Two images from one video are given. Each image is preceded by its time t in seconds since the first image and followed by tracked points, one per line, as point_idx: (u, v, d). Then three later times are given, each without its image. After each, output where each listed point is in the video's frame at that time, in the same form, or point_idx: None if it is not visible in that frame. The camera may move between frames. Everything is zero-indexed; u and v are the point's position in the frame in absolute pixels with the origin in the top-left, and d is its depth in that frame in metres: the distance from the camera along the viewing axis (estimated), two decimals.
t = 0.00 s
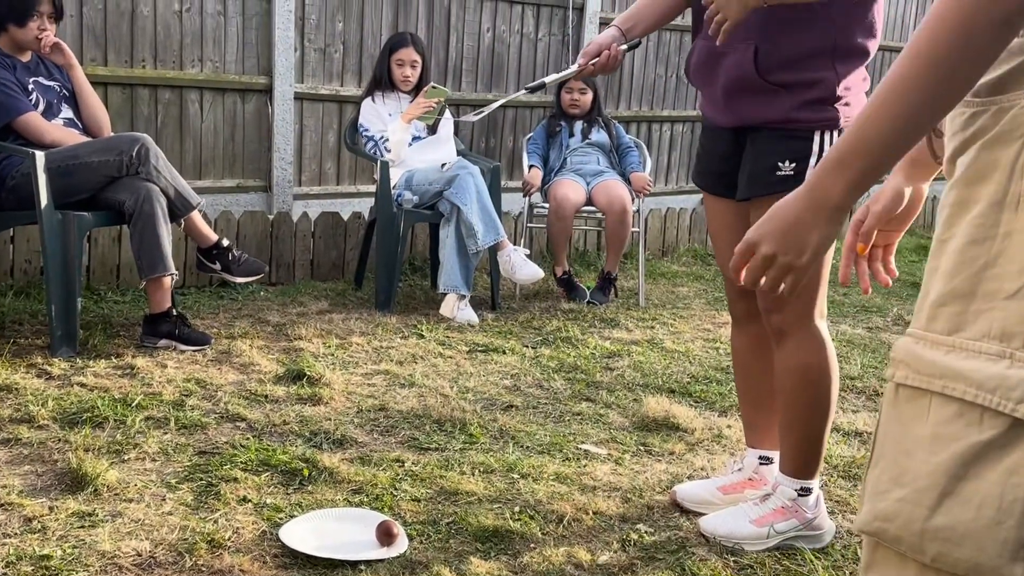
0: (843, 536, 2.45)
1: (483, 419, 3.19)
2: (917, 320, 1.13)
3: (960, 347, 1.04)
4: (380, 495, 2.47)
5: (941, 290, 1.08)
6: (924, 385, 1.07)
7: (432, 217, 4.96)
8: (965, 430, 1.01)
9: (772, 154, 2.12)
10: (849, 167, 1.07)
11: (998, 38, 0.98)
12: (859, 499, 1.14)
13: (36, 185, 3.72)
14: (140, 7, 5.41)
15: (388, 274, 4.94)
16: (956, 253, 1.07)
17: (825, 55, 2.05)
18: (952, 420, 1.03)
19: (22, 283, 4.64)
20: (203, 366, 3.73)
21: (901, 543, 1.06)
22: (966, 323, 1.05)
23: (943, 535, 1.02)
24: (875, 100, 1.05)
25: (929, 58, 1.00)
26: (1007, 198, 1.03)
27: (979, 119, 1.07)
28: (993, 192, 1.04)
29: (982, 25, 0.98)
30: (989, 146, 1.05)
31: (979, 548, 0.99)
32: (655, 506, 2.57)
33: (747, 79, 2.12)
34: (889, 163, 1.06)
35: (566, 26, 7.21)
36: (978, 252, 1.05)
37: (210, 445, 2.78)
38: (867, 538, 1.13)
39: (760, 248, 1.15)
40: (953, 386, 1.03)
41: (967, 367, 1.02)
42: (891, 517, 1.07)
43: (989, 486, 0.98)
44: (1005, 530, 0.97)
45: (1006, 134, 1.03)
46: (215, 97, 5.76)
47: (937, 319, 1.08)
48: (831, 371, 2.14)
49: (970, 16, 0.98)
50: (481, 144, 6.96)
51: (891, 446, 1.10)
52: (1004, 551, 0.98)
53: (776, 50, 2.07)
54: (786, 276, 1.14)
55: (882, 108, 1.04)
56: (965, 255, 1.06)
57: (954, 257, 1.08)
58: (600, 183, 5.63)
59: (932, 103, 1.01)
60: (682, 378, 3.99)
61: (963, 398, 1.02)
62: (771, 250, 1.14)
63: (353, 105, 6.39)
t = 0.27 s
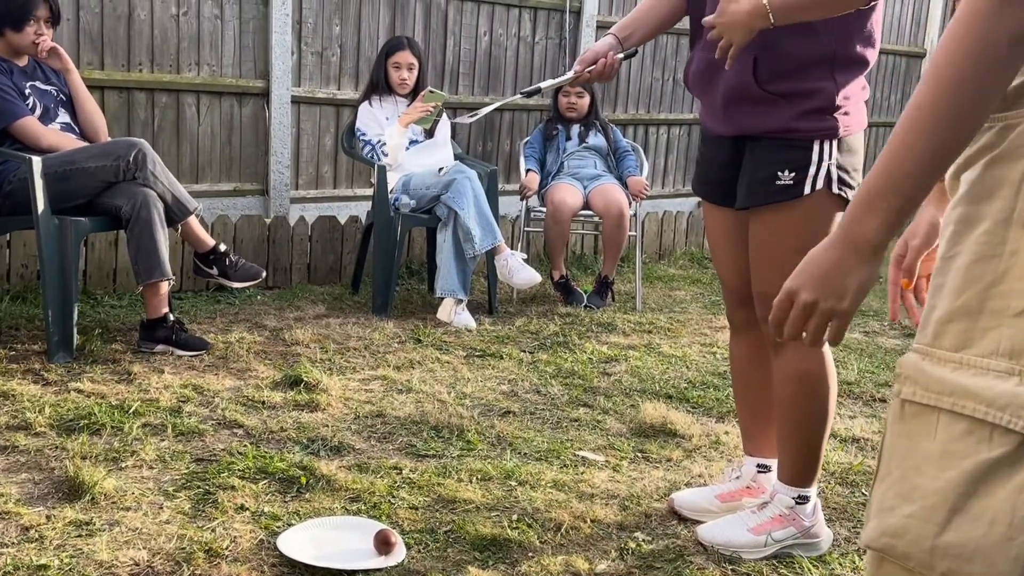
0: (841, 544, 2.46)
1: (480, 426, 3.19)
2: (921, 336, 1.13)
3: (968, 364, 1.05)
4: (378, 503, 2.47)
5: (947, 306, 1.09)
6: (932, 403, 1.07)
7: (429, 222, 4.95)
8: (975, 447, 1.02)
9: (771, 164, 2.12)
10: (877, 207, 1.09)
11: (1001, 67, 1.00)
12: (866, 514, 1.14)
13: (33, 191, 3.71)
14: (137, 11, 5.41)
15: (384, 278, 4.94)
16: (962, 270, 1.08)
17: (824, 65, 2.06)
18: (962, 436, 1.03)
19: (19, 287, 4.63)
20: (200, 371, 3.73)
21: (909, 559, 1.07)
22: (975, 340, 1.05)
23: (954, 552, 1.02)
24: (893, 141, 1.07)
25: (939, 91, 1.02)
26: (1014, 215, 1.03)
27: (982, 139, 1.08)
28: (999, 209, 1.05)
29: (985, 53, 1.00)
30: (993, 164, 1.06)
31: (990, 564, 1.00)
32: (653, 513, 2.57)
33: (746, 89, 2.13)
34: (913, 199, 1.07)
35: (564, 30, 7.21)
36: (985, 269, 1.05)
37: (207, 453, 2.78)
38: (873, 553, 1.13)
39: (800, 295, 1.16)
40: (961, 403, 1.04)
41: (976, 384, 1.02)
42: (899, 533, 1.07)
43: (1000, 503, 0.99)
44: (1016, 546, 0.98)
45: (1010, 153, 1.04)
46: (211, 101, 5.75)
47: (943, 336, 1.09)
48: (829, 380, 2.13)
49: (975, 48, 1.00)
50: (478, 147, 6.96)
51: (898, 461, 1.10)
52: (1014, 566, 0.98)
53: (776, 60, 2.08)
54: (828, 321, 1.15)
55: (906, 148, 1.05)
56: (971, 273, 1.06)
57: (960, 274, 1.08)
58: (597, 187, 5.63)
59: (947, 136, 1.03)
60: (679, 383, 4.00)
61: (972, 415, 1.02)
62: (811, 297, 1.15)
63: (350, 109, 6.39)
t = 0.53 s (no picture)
0: (839, 544, 2.47)
1: (479, 426, 3.20)
2: (924, 338, 1.14)
3: (971, 368, 1.05)
4: (377, 503, 2.48)
5: (950, 309, 1.10)
6: (935, 405, 1.08)
7: (427, 222, 4.96)
8: (978, 450, 1.03)
9: (769, 166, 2.12)
10: (889, 215, 1.06)
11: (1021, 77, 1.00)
12: (868, 517, 1.15)
13: (31, 191, 3.71)
14: (135, 11, 5.41)
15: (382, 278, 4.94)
16: (966, 273, 1.09)
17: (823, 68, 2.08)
18: (965, 439, 1.04)
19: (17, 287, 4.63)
20: (199, 372, 3.74)
21: (912, 561, 1.08)
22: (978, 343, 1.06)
23: (958, 554, 1.03)
24: (909, 145, 1.03)
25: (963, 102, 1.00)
26: (1018, 219, 1.04)
27: (985, 143, 1.08)
28: (1003, 214, 1.05)
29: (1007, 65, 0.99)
30: (997, 168, 1.07)
31: (993, 567, 1.01)
32: (651, 513, 2.58)
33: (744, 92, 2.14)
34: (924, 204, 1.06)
35: (561, 30, 7.21)
36: (989, 273, 1.06)
37: (206, 453, 2.79)
38: (875, 554, 1.14)
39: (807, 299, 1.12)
40: (965, 406, 1.04)
41: (979, 387, 1.03)
42: (902, 535, 1.08)
43: (1003, 506, 1.00)
44: (1019, 548, 0.98)
45: (1014, 157, 1.05)
46: (209, 101, 5.75)
47: (947, 339, 1.09)
48: (825, 383, 2.15)
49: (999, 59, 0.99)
50: (476, 147, 6.97)
51: (901, 464, 1.11)
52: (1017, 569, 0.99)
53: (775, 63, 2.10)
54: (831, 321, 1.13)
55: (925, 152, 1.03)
56: (974, 277, 1.07)
57: (964, 277, 1.09)
58: (595, 187, 5.64)
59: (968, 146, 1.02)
60: (677, 383, 4.01)
61: (975, 418, 1.03)
62: (815, 301, 1.12)
63: (347, 109, 6.39)
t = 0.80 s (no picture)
0: (837, 538, 2.47)
1: (477, 422, 3.20)
2: (928, 329, 1.14)
3: (976, 360, 1.05)
4: (376, 498, 2.48)
5: (955, 301, 1.09)
6: (939, 397, 1.08)
7: (425, 218, 4.95)
8: (982, 442, 1.03)
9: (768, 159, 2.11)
10: (841, 163, 1.04)
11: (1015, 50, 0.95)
12: (871, 509, 1.15)
13: (29, 187, 3.70)
14: (132, 7, 5.39)
15: (380, 274, 4.94)
16: (971, 265, 1.08)
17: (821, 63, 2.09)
18: (969, 432, 1.04)
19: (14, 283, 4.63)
20: (197, 367, 3.73)
21: (915, 552, 1.08)
22: (982, 336, 1.06)
23: (962, 546, 1.03)
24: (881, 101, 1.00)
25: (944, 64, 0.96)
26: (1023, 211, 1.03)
27: (992, 134, 1.07)
28: (1008, 206, 1.05)
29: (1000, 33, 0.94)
30: (1002, 160, 1.06)
31: (998, 559, 1.01)
32: (650, 508, 2.59)
33: (741, 88, 2.15)
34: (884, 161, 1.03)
35: (559, 26, 7.21)
36: (995, 264, 1.05)
37: (205, 448, 2.79)
38: (877, 545, 1.14)
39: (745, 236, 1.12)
40: (969, 399, 1.04)
41: (984, 380, 1.03)
42: (906, 527, 1.09)
43: (1008, 498, 1.00)
44: None
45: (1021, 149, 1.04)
46: (207, 97, 5.74)
47: (951, 331, 1.09)
48: (782, 369, 2.16)
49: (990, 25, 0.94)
50: (473, 144, 6.96)
51: (904, 456, 1.12)
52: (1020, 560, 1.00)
53: (771, 61, 2.12)
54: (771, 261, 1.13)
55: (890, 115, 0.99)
56: (980, 269, 1.07)
57: (968, 269, 1.08)
58: (593, 183, 5.64)
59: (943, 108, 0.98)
60: (675, 379, 4.01)
61: (980, 411, 1.03)
62: (756, 240, 1.11)
63: (345, 105, 6.39)
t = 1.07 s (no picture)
0: (835, 532, 2.48)
1: (475, 417, 3.19)
2: (932, 322, 1.14)
3: (984, 352, 1.06)
4: (373, 493, 2.48)
5: (962, 292, 1.09)
6: (946, 390, 1.08)
7: (422, 213, 4.95)
8: (990, 436, 1.03)
9: (753, 153, 2.11)
10: (835, 149, 1.06)
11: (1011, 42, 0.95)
12: (877, 503, 1.16)
13: (25, 182, 3.70)
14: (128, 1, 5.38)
15: (378, 269, 4.93)
16: (977, 256, 1.08)
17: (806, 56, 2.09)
18: (977, 425, 1.05)
19: (11, 279, 4.62)
20: (195, 363, 3.73)
21: (924, 547, 1.09)
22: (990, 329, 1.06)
23: (973, 540, 1.04)
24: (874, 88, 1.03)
25: (935, 53, 0.98)
26: None
27: (998, 124, 1.08)
28: (1016, 195, 1.05)
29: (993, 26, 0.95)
30: (1009, 150, 1.07)
31: (1008, 552, 1.02)
32: (647, 502, 2.59)
33: (727, 81, 2.14)
34: (879, 152, 1.06)
35: (556, 21, 7.20)
36: (1003, 255, 1.06)
37: (202, 443, 2.78)
38: (883, 539, 1.15)
39: (745, 218, 1.16)
40: (977, 391, 1.05)
41: (992, 371, 1.04)
42: (914, 522, 1.09)
43: (1018, 491, 1.01)
44: None
45: None
46: (204, 92, 5.73)
47: (957, 323, 1.10)
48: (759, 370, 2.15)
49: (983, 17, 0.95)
50: (471, 139, 6.96)
51: (910, 450, 1.12)
52: None
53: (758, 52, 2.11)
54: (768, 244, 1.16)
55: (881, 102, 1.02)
56: (987, 260, 1.07)
57: (975, 260, 1.09)
58: (591, 178, 5.64)
59: (935, 99, 0.99)
60: (673, 374, 4.01)
61: (989, 403, 1.03)
62: (755, 222, 1.15)
63: (343, 100, 6.38)
